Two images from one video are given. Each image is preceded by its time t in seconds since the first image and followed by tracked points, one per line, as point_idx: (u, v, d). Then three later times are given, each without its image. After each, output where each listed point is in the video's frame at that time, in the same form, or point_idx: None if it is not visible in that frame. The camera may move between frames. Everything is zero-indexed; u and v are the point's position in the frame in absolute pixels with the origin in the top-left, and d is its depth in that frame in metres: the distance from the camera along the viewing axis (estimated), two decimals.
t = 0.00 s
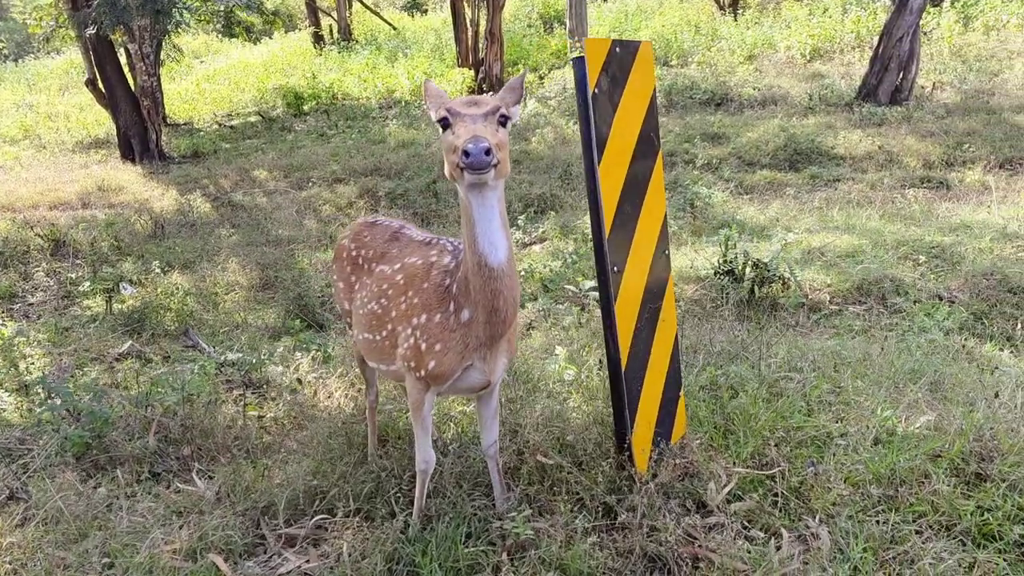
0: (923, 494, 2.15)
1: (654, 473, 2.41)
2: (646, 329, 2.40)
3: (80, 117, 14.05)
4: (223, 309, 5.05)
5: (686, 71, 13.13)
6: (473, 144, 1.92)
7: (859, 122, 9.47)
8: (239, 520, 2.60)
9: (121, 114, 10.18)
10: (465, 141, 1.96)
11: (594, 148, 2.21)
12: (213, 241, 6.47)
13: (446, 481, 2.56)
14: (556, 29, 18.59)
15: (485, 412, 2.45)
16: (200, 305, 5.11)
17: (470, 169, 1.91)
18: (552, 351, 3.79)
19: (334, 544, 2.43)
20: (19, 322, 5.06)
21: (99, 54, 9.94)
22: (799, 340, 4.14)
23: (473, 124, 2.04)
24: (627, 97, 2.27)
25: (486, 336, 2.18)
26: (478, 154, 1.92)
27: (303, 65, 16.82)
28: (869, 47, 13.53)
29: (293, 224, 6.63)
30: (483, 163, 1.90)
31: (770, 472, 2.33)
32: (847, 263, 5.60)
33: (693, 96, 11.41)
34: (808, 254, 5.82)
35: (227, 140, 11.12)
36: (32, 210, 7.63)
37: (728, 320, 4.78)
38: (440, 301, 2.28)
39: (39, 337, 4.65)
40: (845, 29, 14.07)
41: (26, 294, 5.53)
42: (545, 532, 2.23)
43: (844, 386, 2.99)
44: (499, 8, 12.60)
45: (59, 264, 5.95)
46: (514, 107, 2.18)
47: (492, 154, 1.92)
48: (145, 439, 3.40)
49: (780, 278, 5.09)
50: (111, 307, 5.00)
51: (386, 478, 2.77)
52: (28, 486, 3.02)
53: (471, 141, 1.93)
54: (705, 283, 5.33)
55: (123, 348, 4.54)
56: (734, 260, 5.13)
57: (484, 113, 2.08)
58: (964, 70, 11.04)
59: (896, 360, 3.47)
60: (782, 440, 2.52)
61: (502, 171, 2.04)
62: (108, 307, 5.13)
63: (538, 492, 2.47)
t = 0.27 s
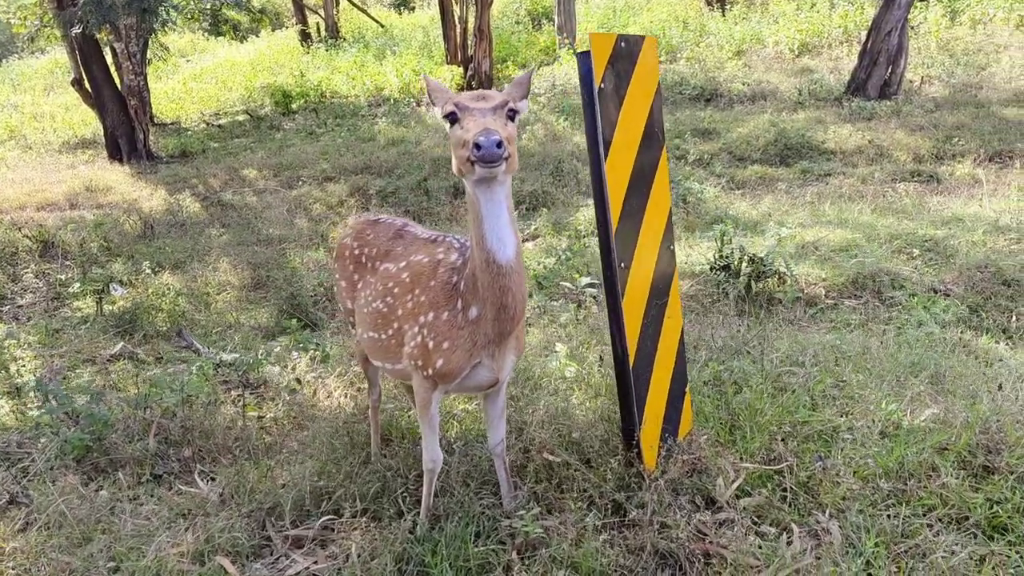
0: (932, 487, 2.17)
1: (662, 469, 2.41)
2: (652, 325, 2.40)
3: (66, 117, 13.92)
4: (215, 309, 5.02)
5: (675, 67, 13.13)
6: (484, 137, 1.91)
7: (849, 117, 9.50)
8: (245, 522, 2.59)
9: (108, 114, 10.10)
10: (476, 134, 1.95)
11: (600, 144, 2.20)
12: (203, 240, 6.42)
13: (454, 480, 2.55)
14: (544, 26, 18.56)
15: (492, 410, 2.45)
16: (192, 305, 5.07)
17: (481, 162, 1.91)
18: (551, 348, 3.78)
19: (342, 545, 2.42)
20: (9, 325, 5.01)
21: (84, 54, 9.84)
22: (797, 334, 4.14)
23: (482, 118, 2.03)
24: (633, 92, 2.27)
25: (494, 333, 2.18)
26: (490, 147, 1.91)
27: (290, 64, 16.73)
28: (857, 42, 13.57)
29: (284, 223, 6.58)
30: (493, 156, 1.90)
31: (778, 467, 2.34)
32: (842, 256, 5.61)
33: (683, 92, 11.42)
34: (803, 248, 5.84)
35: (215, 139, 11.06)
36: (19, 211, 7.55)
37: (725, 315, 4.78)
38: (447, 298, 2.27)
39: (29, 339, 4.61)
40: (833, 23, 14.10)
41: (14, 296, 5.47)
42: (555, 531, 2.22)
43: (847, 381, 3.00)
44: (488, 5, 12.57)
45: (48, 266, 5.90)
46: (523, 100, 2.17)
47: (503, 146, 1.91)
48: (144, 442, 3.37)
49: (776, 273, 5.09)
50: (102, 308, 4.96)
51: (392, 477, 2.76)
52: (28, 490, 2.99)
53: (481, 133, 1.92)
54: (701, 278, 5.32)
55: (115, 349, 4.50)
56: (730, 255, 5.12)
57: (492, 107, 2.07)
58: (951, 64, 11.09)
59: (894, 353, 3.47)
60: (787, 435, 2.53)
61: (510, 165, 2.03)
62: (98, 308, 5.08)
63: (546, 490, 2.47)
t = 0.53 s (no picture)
0: (938, 483, 2.18)
1: (668, 466, 2.41)
2: (657, 322, 2.40)
3: (58, 116, 13.85)
4: (211, 309, 5.00)
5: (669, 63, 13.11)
6: (494, 134, 1.90)
7: (844, 113, 9.50)
8: (249, 522, 2.58)
9: (101, 113, 10.05)
10: (485, 131, 1.94)
11: (605, 141, 2.20)
12: (197, 239, 6.40)
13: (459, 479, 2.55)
14: (538, 23, 18.52)
15: (497, 408, 2.44)
16: (188, 304, 5.05)
17: (491, 160, 1.90)
18: (551, 346, 3.78)
19: (348, 545, 2.41)
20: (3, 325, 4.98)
21: (76, 52, 9.79)
22: (797, 330, 4.13)
23: (490, 115, 2.02)
24: (638, 89, 2.26)
25: (500, 331, 2.17)
26: (499, 145, 1.90)
27: (283, 62, 16.67)
28: (851, 38, 13.57)
29: (280, 222, 6.55)
30: (503, 154, 1.89)
31: (784, 464, 2.35)
32: (839, 253, 5.61)
33: (677, 88, 11.41)
34: (800, 244, 5.83)
35: (209, 138, 11.01)
36: (11, 211, 7.51)
37: (723, 311, 4.77)
38: (453, 296, 2.26)
39: (24, 340, 4.58)
40: (826, 20, 14.10)
41: (8, 297, 5.44)
42: (562, 529, 2.22)
43: (849, 376, 3.01)
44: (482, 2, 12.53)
45: (41, 266, 5.87)
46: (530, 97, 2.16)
47: (513, 144, 1.90)
48: (144, 443, 3.36)
49: (774, 269, 5.09)
50: (97, 308, 4.93)
51: (398, 476, 2.75)
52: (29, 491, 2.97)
53: (490, 131, 1.91)
54: (699, 274, 5.32)
55: (111, 349, 4.48)
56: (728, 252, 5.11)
57: (500, 104, 2.06)
58: (945, 60, 11.11)
59: (894, 349, 3.47)
60: (792, 431, 2.53)
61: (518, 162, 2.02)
62: (93, 307, 5.06)
63: (552, 488, 2.47)
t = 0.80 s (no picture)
0: (947, 476, 2.20)
1: (675, 462, 2.41)
2: (664, 316, 2.40)
3: (46, 114, 13.72)
4: (205, 307, 4.96)
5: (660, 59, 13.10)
6: (508, 131, 1.90)
7: (836, 108, 9.52)
8: (255, 522, 2.56)
9: (89, 110, 9.96)
10: (499, 127, 1.94)
11: (614, 136, 2.18)
12: (189, 237, 6.35)
13: (466, 476, 2.54)
14: (529, 18, 18.47)
15: (505, 405, 2.44)
16: (181, 303, 5.01)
17: (505, 157, 1.90)
18: (550, 342, 3.77)
19: (356, 543, 2.40)
20: None
21: (64, 49, 9.69)
22: (796, 324, 4.13)
23: (503, 110, 2.01)
24: (644, 83, 2.26)
25: (510, 327, 2.17)
26: (513, 142, 1.90)
27: (273, 59, 16.57)
28: (841, 33, 13.58)
29: (272, 219, 6.51)
30: (518, 151, 1.89)
31: (792, 458, 2.36)
32: (835, 247, 5.62)
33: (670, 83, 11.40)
34: (796, 238, 5.84)
35: (198, 135, 10.93)
36: None
37: (721, 306, 4.77)
38: (462, 292, 2.25)
39: (15, 339, 4.53)
40: (817, 14, 14.11)
41: None
42: (572, 526, 2.21)
43: (851, 369, 3.01)
44: None
45: (31, 265, 5.81)
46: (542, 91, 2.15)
47: (527, 141, 1.90)
48: (143, 442, 3.33)
49: (771, 264, 5.09)
50: (89, 307, 4.89)
51: (404, 473, 2.75)
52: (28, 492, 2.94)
53: (505, 127, 1.91)
54: (696, 269, 5.31)
55: (103, 348, 4.44)
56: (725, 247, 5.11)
57: (512, 99, 2.05)
58: (935, 54, 11.15)
59: (894, 343, 3.47)
60: (798, 425, 2.54)
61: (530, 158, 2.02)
62: (85, 306, 5.01)
63: (560, 485, 2.46)
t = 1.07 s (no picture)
0: (951, 472, 2.21)
1: (679, 458, 2.42)
2: (668, 312, 2.39)
3: (36, 112, 13.63)
4: (199, 305, 4.94)
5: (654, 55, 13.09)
6: (518, 127, 1.90)
7: (830, 104, 9.53)
8: (258, 521, 2.56)
9: (81, 108, 9.90)
10: (508, 123, 1.94)
11: (619, 132, 2.17)
12: (183, 235, 6.32)
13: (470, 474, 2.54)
14: (522, 15, 18.44)
15: (509, 402, 2.44)
16: (175, 301, 4.99)
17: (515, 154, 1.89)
18: (549, 339, 3.76)
19: (361, 542, 2.40)
20: None
21: (55, 46, 9.62)
22: (795, 320, 4.13)
23: (512, 106, 2.01)
24: (646, 79, 2.25)
25: (516, 324, 2.17)
26: (523, 138, 1.90)
27: (265, 56, 16.50)
28: (834, 29, 13.60)
29: (266, 217, 6.48)
30: (528, 148, 1.89)
31: (795, 454, 2.37)
32: (831, 242, 5.62)
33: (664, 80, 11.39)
34: (793, 234, 5.84)
35: (191, 133, 10.87)
36: None
37: (719, 302, 4.77)
38: (467, 288, 2.25)
39: (7, 339, 4.50)
40: (810, 11, 14.12)
41: None
42: (578, 523, 2.22)
43: (852, 365, 3.02)
44: None
45: (23, 264, 5.77)
46: (551, 86, 2.15)
47: (537, 138, 1.90)
48: (142, 442, 3.31)
49: (769, 260, 5.09)
50: (82, 306, 4.86)
51: (408, 472, 2.74)
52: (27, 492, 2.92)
53: (514, 124, 1.91)
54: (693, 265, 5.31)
55: (97, 348, 4.41)
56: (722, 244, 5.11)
57: (521, 95, 2.05)
58: (928, 50, 11.17)
59: (893, 338, 3.47)
60: (800, 420, 2.55)
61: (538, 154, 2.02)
62: (78, 305, 4.98)
63: (564, 482, 2.46)
